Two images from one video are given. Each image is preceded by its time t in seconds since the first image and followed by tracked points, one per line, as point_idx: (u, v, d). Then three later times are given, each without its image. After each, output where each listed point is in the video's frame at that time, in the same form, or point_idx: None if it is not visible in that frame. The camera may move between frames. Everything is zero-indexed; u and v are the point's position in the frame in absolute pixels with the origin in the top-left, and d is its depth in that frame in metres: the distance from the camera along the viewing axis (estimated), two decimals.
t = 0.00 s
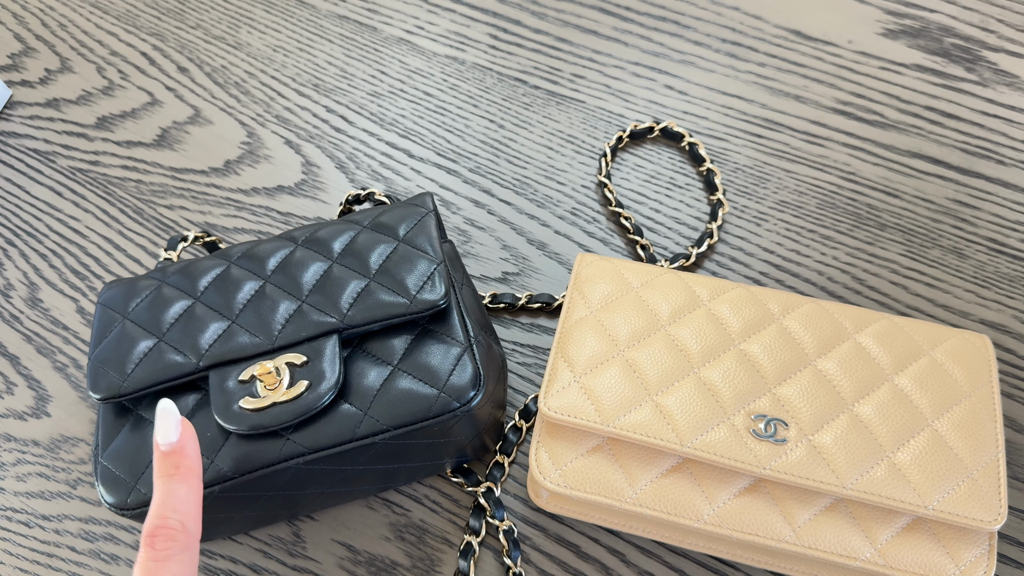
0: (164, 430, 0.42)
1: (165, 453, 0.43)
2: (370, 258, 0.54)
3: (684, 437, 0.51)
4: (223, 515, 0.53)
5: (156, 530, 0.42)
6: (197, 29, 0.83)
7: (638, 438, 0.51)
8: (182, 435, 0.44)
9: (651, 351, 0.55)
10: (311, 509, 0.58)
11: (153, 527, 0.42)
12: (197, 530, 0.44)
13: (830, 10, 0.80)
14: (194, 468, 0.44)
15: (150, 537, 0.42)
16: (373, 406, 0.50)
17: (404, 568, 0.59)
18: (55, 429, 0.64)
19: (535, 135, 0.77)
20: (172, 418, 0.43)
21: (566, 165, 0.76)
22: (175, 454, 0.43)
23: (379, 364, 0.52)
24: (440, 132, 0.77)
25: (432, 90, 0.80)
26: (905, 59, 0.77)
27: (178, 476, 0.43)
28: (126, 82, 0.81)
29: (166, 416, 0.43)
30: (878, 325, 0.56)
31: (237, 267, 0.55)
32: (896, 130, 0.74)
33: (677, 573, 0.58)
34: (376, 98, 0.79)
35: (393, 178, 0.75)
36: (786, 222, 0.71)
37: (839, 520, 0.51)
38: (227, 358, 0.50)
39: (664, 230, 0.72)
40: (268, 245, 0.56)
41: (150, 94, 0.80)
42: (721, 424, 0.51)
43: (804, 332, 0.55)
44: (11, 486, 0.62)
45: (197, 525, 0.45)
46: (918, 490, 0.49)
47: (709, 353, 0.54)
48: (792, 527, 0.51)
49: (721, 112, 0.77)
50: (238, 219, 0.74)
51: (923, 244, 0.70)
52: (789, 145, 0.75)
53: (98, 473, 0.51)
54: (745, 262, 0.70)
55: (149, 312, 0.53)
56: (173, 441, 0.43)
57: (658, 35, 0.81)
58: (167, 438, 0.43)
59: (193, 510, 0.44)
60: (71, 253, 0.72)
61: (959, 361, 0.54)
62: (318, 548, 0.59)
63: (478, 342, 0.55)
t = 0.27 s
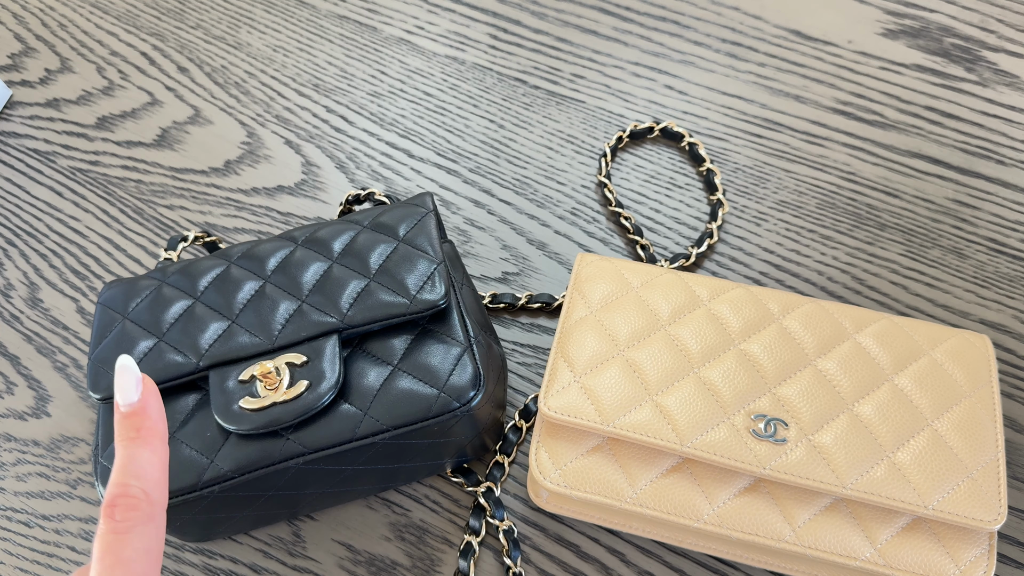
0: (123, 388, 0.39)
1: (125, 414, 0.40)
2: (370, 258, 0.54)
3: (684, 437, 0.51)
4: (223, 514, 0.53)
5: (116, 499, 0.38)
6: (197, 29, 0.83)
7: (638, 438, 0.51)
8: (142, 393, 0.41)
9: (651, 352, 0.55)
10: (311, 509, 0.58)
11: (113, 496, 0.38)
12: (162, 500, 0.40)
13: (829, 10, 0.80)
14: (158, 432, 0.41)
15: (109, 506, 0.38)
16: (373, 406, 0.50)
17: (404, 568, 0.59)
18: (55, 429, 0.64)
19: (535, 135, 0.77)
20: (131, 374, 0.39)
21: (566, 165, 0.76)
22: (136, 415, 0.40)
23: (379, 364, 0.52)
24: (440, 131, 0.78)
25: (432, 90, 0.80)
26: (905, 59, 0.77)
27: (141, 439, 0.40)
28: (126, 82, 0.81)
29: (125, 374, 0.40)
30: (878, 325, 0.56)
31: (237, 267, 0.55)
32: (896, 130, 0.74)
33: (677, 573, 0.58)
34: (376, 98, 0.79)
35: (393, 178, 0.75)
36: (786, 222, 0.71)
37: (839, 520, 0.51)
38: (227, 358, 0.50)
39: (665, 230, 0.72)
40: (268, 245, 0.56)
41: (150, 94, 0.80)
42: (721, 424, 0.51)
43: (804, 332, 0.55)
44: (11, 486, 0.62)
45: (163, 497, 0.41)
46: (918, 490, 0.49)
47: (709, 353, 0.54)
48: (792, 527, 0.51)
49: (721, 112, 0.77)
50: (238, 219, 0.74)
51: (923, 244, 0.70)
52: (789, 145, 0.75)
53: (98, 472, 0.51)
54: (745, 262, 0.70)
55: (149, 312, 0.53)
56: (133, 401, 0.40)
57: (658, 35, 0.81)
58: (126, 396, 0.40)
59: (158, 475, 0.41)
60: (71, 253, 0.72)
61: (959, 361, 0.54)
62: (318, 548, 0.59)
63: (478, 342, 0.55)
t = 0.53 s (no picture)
0: (148, 388, 0.37)
1: (145, 417, 0.37)
2: (370, 258, 0.54)
3: (684, 437, 0.51)
4: (223, 514, 0.53)
5: (118, 503, 0.34)
6: (197, 29, 0.83)
7: (638, 438, 0.51)
8: (169, 400, 0.38)
9: (651, 351, 0.55)
10: (311, 509, 0.58)
11: (114, 499, 0.34)
12: (165, 511, 0.36)
13: (829, 10, 0.80)
14: (173, 437, 0.38)
15: (110, 508, 0.34)
16: (372, 406, 0.50)
17: (404, 568, 0.59)
18: (55, 429, 0.64)
19: (535, 135, 0.77)
20: (160, 376, 0.38)
21: (566, 165, 0.76)
22: (156, 420, 0.37)
23: (379, 364, 0.52)
24: (440, 131, 0.78)
25: (432, 90, 0.80)
26: (905, 59, 0.77)
27: (154, 445, 0.37)
28: (126, 82, 0.81)
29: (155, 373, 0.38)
30: (878, 325, 0.56)
31: (237, 267, 0.55)
32: (896, 130, 0.74)
33: (677, 573, 0.58)
34: (376, 98, 0.79)
35: (393, 178, 0.75)
36: (786, 222, 0.71)
37: (838, 520, 0.51)
38: (227, 358, 0.50)
39: (665, 230, 0.72)
40: (267, 245, 0.56)
41: (150, 94, 0.80)
42: (721, 424, 0.51)
43: (803, 332, 0.55)
44: (11, 486, 0.62)
45: (168, 508, 0.36)
46: (918, 490, 0.49)
47: (709, 353, 0.54)
48: (792, 527, 0.51)
49: (721, 112, 0.77)
50: (238, 219, 0.74)
51: (923, 244, 0.70)
52: (789, 145, 0.75)
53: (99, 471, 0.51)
54: (745, 262, 0.70)
55: (149, 312, 0.53)
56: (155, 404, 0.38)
57: (658, 35, 0.81)
58: (151, 401, 0.37)
59: (166, 487, 0.37)
60: (71, 253, 0.72)
61: (959, 361, 0.54)
62: (318, 548, 0.59)
63: (478, 342, 0.55)
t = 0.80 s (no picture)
0: (171, 447, 0.46)
1: (172, 472, 0.46)
2: (370, 258, 0.54)
3: (684, 437, 0.51)
4: (223, 514, 0.53)
5: (162, 542, 0.44)
6: (197, 29, 0.83)
7: (638, 438, 0.51)
8: (146, 432, 0.47)
9: (651, 351, 0.55)
10: (311, 509, 0.58)
11: (160, 540, 0.44)
12: (199, 546, 0.46)
13: (829, 10, 0.80)
14: (199, 487, 0.47)
15: (157, 548, 0.44)
16: (372, 406, 0.50)
17: (404, 568, 0.59)
18: (55, 429, 0.64)
19: (535, 135, 0.77)
20: (139, 413, 0.47)
21: (566, 165, 0.76)
22: (181, 472, 0.46)
23: (378, 364, 0.52)
24: (440, 131, 0.78)
25: (432, 90, 0.80)
26: (905, 59, 0.77)
27: (182, 495, 0.46)
28: (126, 82, 0.81)
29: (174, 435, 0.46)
30: (878, 325, 0.56)
31: (237, 267, 0.55)
32: (896, 130, 0.74)
33: (677, 572, 0.58)
34: (376, 98, 0.79)
35: (393, 178, 0.75)
36: (786, 222, 0.71)
37: (838, 520, 0.51)
38: (227, 358, 0.50)
39: (665, 230, 0.72)
40: (267, 245, 0.56)
41: (150, 94, 0.80)
42: (721, 424, 0.51)
43: (803, 332, 0.55)
44: (11, 486, 0.62)
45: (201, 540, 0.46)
46: (918, 490, 0.49)
47: (709, 353, 0.54)
48: (792, 527, 0.51)
49: (721, 112, 0.77)
50: (238, 219, 0.74)
51: (923, 244, 0.70)
52: (789, 145, 0.75)
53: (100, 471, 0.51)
54: (745, 262, 0.70)
55: (149, 312, 0.53)
56: (177, 459, 0.46)
57: (658, 35, 0.81)
58: (132, 434, 0.47)
59: (196, 526, 0.46)
60: (71, 253, 0.72)
61: (959, 361, 0.54)
62: (318, 548, 0.59)
63: (478, 342, 0.55)
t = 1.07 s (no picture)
0: (185, 480, 0.47)
1: (188, 500, 0.47)
2: (370, 258, 0.54)
3: (684, 437, 0.51)
4: (222, 515, 0.53)
5: (176, 569, 0.48)
6: (197, 29, 0.83)
7: (638, 438, 0.51)
8: (164, 464, 0.49)
9: (651, 351, 0.55)
10: (311, 509, 0.58)
11: (172, 566, 0.48)
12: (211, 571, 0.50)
13: (829, 9, 0.80)
14: (212, 515, 0.49)
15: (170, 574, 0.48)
16: (372, 406, 0.50)
17: (404, 568, 0.59)
18: (55, 429, 0.64)
19: (535, 135, 0.77)
20: (156, 444, 0.49)
21: (566, 165, 0.76)
22: (197, 502, 0.48)
23: (378, 364, 0.52)
24: (440, 132, 0.78)
25: (432, 90, 0.80)
26: (905, 59, 0.77)
27: (196, 523, 0.48)
28: (126, 82, 0.81)
29: (190, 467, 0.48)
30: (878, 325, 0.56)
31: (237, 267, 0.55)
32: (896, 130, 0.74)
33: (677, 572, 0.58)
34: (376, 98, 0.79)
35: (393, 178, 0.75)
36: (786, 222, 0.71)
37: (838, 520, 0.51)
38: (227, 358, 0.50)
39: (665, 230, 0.72)
40: (267, 245, 0.56)
41: (150, 94, 0.80)
42: (721, 424, 0.51)
43: (803, 332, 0.55)
44: (11, 486, 0.62)
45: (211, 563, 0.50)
46: (919, 490, 0.49)
47: (709, 353, 0.54)
48: (792, 527, 0.51)
49: (721, 112, 0.77)
50: (238, 219, 0.74)
51: (923, 244, 0.70)
52: (789, 145, 0.75)
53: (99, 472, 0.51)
54: (745, 262, 0.70)
55: (149, 312, 0.53)
56: (192, 489, 0.47)
57: (658, 35, 0.81)
58: (150, 465, 0.49)
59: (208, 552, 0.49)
60: (71, 253, 0.72)
61: (959, 361, 0.54)
62: (318, 548, 0.59)
63: (478, 342, 0.55)
